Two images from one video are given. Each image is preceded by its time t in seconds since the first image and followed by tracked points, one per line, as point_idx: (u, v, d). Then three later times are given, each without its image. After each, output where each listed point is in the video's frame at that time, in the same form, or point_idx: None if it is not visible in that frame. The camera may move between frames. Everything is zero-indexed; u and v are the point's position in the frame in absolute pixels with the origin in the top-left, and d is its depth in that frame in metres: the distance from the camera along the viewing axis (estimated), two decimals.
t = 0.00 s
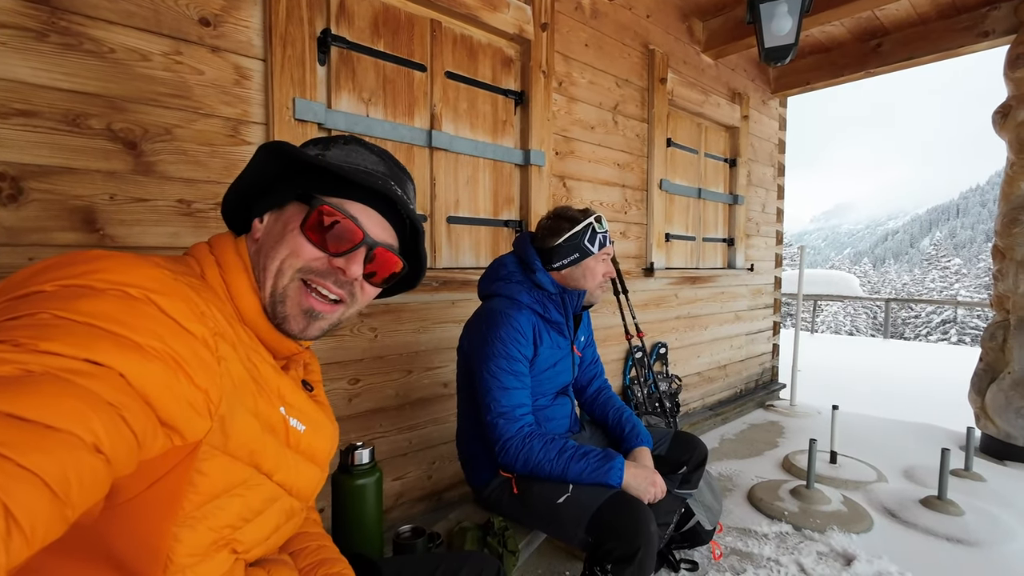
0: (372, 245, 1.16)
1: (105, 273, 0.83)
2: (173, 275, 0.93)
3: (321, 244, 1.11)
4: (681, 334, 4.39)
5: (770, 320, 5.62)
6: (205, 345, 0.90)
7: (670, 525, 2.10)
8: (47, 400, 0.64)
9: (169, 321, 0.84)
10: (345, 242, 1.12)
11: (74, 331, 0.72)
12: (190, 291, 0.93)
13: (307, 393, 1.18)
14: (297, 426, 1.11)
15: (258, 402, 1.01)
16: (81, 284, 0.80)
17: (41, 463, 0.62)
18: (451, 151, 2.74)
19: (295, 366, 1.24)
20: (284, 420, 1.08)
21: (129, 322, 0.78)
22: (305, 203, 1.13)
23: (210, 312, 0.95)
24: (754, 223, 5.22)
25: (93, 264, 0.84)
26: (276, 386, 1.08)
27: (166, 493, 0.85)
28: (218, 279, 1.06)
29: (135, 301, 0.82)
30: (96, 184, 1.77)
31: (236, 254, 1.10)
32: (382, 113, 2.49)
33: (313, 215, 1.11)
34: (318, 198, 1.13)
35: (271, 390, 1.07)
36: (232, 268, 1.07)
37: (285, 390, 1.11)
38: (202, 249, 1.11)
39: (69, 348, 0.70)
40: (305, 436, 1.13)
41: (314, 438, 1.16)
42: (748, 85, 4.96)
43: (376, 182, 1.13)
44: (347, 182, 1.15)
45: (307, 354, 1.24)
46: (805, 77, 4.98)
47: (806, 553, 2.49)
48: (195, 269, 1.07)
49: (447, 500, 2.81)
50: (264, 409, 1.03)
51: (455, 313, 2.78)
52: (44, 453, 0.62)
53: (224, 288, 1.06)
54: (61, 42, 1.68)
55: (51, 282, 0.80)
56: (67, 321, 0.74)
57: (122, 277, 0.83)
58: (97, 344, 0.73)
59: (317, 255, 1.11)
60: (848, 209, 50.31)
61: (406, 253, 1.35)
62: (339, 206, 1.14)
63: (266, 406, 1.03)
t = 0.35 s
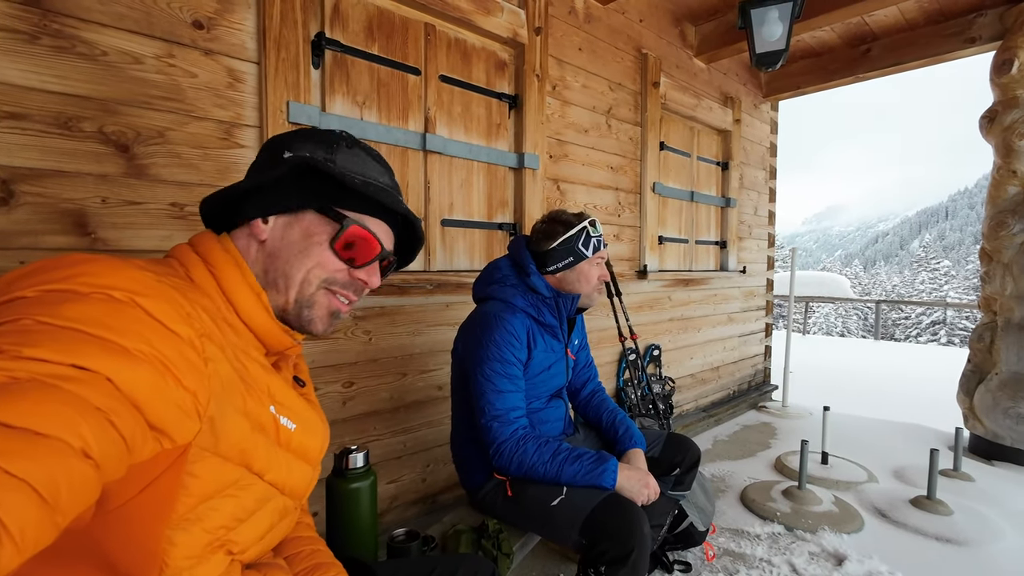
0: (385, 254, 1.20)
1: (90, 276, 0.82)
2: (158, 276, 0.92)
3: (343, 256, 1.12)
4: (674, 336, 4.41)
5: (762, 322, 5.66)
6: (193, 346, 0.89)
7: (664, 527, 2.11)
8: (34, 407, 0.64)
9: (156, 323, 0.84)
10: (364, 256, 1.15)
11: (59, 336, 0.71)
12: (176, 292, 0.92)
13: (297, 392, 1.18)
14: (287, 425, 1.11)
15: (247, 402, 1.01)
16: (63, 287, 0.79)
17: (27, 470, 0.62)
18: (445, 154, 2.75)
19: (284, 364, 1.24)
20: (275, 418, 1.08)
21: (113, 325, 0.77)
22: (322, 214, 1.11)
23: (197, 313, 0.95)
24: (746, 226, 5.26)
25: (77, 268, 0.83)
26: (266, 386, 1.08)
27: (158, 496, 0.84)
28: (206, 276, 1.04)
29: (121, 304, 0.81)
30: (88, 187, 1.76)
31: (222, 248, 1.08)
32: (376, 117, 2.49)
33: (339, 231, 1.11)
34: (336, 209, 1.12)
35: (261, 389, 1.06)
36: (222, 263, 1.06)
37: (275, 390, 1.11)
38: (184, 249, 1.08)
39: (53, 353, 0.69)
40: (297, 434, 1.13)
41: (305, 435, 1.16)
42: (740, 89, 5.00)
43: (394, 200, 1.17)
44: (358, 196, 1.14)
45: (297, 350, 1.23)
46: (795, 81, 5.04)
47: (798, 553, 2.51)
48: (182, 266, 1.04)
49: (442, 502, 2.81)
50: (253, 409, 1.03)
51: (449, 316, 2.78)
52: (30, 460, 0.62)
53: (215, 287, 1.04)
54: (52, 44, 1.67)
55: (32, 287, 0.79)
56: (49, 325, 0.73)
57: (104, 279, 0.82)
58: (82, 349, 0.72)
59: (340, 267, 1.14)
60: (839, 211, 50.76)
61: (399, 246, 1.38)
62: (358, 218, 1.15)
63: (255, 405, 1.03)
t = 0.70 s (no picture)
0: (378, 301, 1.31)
1: (71, 273, 0.81)
2: (143, 273, 0.91)
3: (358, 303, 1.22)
4: (667, 337, 4.44)
5: (754, 324, 5.71)
6: (179, 343, 0.89)
7: (657, 526, 2.12)
8: (16, 407, 0.64)
9: (141, 319, 0.83)
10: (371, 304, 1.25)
11: (42, 334, 0.71)
12: (162, 289, 0.92)
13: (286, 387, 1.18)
14: (276, 420, 1.10)
15: (235, 398, 1.01)
16: (44, 285, 0.79)
17: (9, 469, 0.62)
18: (439, 156, 2.76)
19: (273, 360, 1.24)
20: (263, 413, 1.07)
21: (97, 322, 0.77)
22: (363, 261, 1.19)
23: (184, 309, 0.94)
24: (738, 229, 5.30)
25: (60, 264, 0.82)
26: (255, 381, 1.08)
27: (144, 493, 0.84)
28: (200, 272, 1.03)
29: (104, 301, 0.81)
30: (80, 187, 1.76)
31: (221, 246, 1.07)
32: (371, 118, 2.50)
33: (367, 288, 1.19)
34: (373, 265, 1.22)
35: (250, 386, 1.06)
36: (220, 260, 1.05)
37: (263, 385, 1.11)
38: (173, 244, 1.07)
39: (34, 350, 0.69)
40: (287, 429, 1.13)
41: (295, 431, 1.16)
42: (731, 94, 5.05)
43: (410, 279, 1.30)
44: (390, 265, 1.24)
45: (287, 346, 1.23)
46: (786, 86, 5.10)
47: (790, 552, 2.53)
48: (172, 262, 1.04)
49: (436, 504, 2.80)
50: (242, 405, 1.02)
51: (444, 317, 2.78)
52: (12, 460, 0.62)
53: (205, 281, 1.03)
54: (45, 44, 1.67)
55: (12, 282, 0.78)
56: (31, 323, 0.72)
57: (87, 277, 0.82)
58: (65, 346, 0.71)
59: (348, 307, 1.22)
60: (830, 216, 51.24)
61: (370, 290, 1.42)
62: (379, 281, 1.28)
63: (244, 401, 1.03)
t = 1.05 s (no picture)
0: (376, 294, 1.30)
1: (70, 272, 0.81)
2: (141, 273, 0.91)
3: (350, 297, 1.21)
4: (665, 339, 4.44)
5: (751, 326, 5.72)
6: (177, 342, 0.89)
7: (655, 528, 2.11)
8: (14, 405, 0.64)
9: (139, 319, 0.83)
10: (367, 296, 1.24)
11: (41, 333, 0.71)
12: (160, 289, 0.92)
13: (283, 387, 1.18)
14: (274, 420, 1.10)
15: (234, 398, 1.01)
16: (43, 285, 0.78)
17: (8, 466, 0.61)
18: (437, 158, 2.76)
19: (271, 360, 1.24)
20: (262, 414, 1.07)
21: (95, 322, 0.77)
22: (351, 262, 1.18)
23: (183, 309, 0.94)
24: (735, 231, 5.32)
25: (58, 264, 0.82)
26: (253, 382, 1.08)
27: (144, 493, 0.84)
28: (196, 273, 1.03)
29: (103, 300, 0.81)
30: (77, 188, 1.75)
31: (217, 248, 1.07)
32: (369, 120, 2.50)
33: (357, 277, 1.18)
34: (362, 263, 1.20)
35: (248, 385, 1.06)
36: (218, 263, 1.05)
37: (262, 386, 1.10)
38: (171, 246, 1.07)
39: (33, 349, 0.68)
40: (284, 429, 1.13)
41: (292, 432, 1.15)
42: (728, 96, 5.07)
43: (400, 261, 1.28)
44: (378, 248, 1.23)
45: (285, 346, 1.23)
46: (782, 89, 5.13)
47: (788, 554, 2.53)
48: (171, 264, 1.03)
49: (433, 507, 2.80)
50: (240, 405, 1.02)
51: (442, 319, 2.78)
52: (10, 457, 0.62)
53: (201, 283, 1.03)
54: (42, 45, 1.66)
55: (11, 282, 0.78)
56: (29, 322, 0.72)
57: (85, 276, 0.82)
58: (64, 346, 0.71)
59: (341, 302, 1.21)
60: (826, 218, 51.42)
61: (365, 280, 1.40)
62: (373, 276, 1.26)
63: (242, 402, 1.03)
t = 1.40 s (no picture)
0: (325, 223, 1.14)
1: (60, 279, 0.80)
2: (133, 280, 0.90)
3: (273, 230, 1.09)
4: (668, 340, 4.41)
5: (755, 327, 5.68)
6: (168, 351, 0.88)
7: (658, 533, 2.09)
8: None
9: (129, 327, 0.82)
10: (297, 224, 1.10)
11: (29, 341, 0.69)
12: (152, 297, 0.90)
13: (277, 396, 1.16)
14: (266, 432, 1.08)
15: (225, 408, 0.99)
16: (33, 292, 0.77)
17: None
18: (438, 159, 2.74)
19: (267, 368, 1.23)
20: (253, 426, 1.05)
21: (86, 330, 0.76)
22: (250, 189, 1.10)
23: (175, 317, 0.93)
24: (738, 232, 5.29)
25: (49, 270, 0.81)
26: (246, 392, 1.06)
27: (133, 505, 0.82)
28: (182, 282, 1.03)
29: (93, 307, 0.80)
30: (75, 191, 1.74)
31: (193, 251, 1.07)
32: (369, 121, 2.48)
33: (256, 200, 1.08)
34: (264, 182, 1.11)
35: (240, 395, 1.04)
36: (192, 268, 1.04)
37: (256, 396, 1.09)
38: (163, 254, 1.07)
39: (21, 358, 0.67)
40: (276, 441, 1.11)
41: (285, 444, 1.13)
42: (732, 96, 5.04)
43: (325, 159, 1.12)
44: (293, 162, 1.13)
45: (281, 351, 1.21)
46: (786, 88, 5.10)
47: (792, 559, 2.50)
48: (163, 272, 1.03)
49: (434, 510, 2.78)
50: (232, 417, 1.01)
51: (443, 322, 2.77)
52: None
53: (190, 291, 1.03)
54: (40, 47, 1.65)
55: (2, 290, 0.77)
56: (18, 330, 0.71)
57: (76, 283, 0.81)
58: (53, 354, 0.70)
59: (272, 242, 1.09)
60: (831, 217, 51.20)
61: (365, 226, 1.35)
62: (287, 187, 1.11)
63: (235, 413, 1.01)
